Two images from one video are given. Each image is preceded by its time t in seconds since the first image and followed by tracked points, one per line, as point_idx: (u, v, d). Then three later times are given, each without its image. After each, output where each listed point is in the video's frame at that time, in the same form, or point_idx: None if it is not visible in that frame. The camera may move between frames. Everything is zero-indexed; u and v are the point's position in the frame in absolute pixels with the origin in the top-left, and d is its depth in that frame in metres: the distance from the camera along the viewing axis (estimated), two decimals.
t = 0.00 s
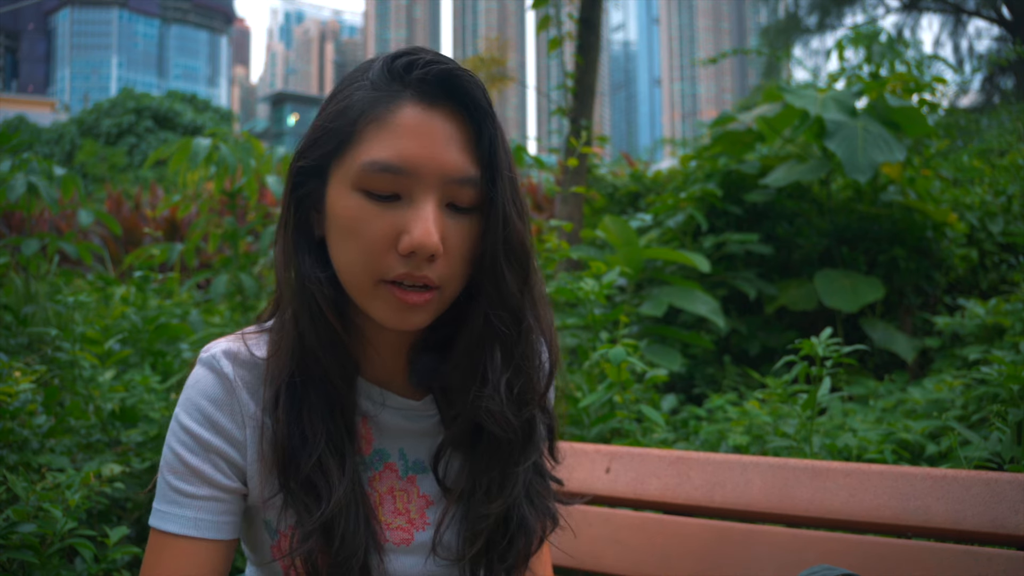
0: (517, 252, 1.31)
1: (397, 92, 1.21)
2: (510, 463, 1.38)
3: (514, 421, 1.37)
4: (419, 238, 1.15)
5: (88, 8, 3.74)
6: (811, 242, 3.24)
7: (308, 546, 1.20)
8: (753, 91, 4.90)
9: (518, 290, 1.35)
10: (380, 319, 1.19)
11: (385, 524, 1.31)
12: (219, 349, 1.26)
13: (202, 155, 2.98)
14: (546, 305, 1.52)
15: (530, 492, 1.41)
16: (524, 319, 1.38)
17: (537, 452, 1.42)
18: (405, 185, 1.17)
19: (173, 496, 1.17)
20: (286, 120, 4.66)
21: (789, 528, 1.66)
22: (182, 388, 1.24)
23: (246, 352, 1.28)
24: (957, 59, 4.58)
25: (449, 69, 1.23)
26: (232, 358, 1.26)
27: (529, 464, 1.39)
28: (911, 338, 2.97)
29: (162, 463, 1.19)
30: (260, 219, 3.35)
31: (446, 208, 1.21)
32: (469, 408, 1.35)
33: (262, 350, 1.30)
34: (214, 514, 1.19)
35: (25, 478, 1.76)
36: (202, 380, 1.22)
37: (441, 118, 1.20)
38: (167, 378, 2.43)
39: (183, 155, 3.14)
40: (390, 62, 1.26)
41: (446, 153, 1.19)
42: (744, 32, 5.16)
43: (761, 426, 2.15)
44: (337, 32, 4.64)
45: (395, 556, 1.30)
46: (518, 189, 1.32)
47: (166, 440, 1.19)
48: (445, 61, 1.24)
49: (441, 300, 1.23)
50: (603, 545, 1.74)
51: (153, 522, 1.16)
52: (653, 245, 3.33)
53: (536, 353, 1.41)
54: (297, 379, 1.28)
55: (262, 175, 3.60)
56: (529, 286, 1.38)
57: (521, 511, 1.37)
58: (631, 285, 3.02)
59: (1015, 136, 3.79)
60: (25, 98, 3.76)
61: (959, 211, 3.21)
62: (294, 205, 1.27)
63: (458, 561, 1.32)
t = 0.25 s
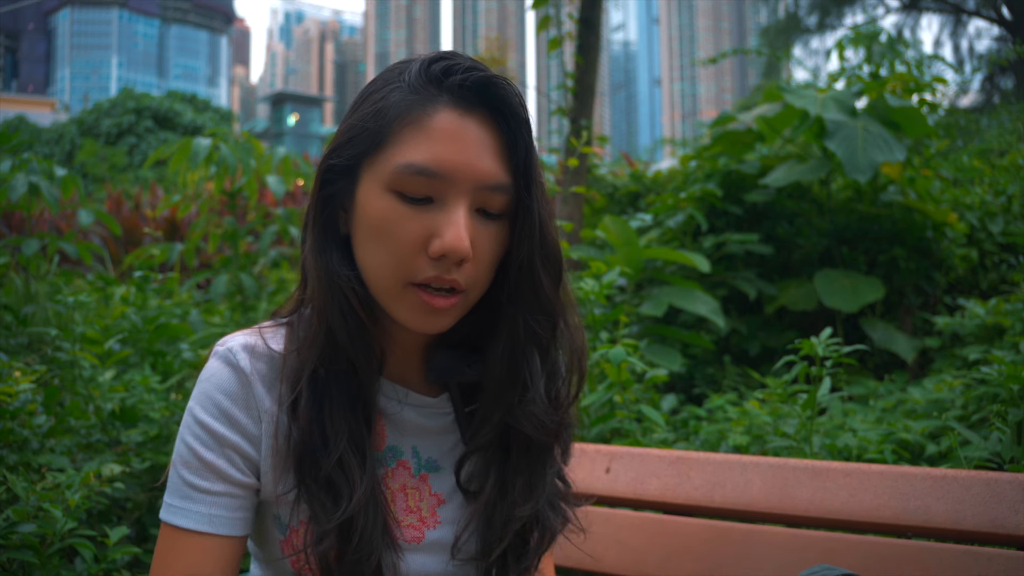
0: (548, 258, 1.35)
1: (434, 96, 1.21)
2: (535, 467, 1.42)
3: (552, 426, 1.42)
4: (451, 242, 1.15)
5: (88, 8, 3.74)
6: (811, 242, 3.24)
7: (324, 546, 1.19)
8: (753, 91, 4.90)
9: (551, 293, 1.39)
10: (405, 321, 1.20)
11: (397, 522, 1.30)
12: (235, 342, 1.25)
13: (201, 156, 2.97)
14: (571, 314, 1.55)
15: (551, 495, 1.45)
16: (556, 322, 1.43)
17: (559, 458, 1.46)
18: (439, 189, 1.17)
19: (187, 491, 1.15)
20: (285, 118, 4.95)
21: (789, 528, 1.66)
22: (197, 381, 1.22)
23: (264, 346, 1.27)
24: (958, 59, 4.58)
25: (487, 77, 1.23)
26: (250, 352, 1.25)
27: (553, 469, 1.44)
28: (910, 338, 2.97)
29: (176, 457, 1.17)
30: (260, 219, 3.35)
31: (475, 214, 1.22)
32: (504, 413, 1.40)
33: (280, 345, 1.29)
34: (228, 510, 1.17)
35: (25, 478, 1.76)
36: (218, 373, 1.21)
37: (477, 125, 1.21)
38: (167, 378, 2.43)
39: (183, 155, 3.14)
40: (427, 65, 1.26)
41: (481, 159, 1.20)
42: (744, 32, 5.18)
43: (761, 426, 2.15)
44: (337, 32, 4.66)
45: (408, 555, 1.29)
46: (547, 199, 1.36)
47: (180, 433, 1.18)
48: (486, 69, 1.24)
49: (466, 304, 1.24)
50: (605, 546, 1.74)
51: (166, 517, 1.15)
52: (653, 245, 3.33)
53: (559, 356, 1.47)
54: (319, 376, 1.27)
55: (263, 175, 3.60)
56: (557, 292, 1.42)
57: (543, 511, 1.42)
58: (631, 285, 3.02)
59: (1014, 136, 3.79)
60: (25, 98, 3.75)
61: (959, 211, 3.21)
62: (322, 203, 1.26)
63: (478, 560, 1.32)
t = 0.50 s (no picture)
0: (559, 257, 1.36)
1: (444, 97, 1.21)
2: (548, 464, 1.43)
3: (564, 423, 1.43)
4: (461, 242, 1.15)
5: (88, 8, 3.75)
6: (811, 242, 3.24)
7: (332, 546, 1.19)
8: (753, 91, 4.90)
9: (561, 291, 1.40)
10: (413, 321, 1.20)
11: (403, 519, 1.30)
12: (240, 340, 1.23)
13: (201, 156, 2.97)
14: (580, 310, 1.55)
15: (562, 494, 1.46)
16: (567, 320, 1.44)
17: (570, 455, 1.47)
18: (450, 189, 1.17)
19: (197, 493, 1.15)
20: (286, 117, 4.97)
21: (789, 528, 1.66)
22: (202, 380, 1.20)
23: (270, 343, 1.25)
24: (958, 59, 4.58)
25: (498, 77, 1.23)
26: (255, 350, 1.23)
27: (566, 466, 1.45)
28: (910, 339, 2.97)
29: (183, 458, 1.16)
30: (259, 219, 3.35)
31: (484, 213, 1.22)
32: (519, 412, 1.41)
33: (285, 342, 1.27)
34: (238, 510, 1.17)
35: (25, 478, 1.76)
36: (223, 373, 1.19)
37: (488, 126, 1.21)
38: (167, 379, 2.43)
39: (183, 155, 3.14)
40: (438, 65, 1.25)
41: (491, 159, 1.20)
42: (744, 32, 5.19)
43: (761, 426, 2.15)
44: (336, 32, 4.68)
45: (415, 554, 1.29)
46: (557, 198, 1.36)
47: (187, 434, 1.16)
48: (496, 70, 1.24)
49: (473, 303, 1.24)
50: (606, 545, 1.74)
51: (176, 519, 1.15)
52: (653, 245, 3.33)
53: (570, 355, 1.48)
54: (328, 374, 1.25)
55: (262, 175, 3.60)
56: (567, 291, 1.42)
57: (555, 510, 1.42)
58: (631, 285, 3.02)
59: (1014, 137, 3.79)
60: (25, 99, 3.74)
61: (959, 211, 3.21)
62: (329, 202, 1.24)
63: (491, 557, 1.33)
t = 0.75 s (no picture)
0: (558, 261, 1.36)
1: (449, 99, 1.21)
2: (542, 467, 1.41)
3: (555, 427, 1.40)
4: (466, 246, 1.15)
5: (88, 8, 3.75)
6: (811, 242, 3.24)
7: (327, 545, 1.18)
8: (753, 91, 4.90)
9: (558, 296, 1.40)
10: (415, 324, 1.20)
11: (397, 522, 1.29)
12: (243, 340, 1.23)
13: (201, 155, 2.97)
14: (578, 314, 1.54)
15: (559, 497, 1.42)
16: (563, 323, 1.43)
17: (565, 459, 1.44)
18: (454, 192, 1.17)
19: (202, 491, 1.15)
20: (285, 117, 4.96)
21: (789, 528, 1.66)
22: (205, 380, 1.21)
23: (272, 343, 1.26)
24: (958, 59, 4.58)
25: (502, 80, 1.23)
26: (259, 350, 1.23)
27: (560, 470, 1.42)
28: (911, 338, 2.97)
29: (188, 457, 1.16)
30: (259, 219, 3.35)
31: (488, 217, 1.22)
32: (508, 414, 1.39)
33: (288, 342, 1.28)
34: (242, 509, 1.17)
35: (25, 478, 1.77)
36: (225, 372, 1.19)
37: (492, 129, 1.21)
38: (167, 378, 2.43)
39: (183, 155, 3.13)
40: (442, 68, 1.25)
41: (495, 163, 1.20)
42: (743, 33, 5.19)
43: (761, 426, 2.15)
44: (337, 32, 4.68)
45: (410, 557, 1.28)
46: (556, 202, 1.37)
47: (191, 434, 1.17)
48: (501, 73, 1.24)
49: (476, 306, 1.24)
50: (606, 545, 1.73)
51: (182, 518, 1.15)
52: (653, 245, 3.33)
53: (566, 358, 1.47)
54: (328, 375, 1.26)
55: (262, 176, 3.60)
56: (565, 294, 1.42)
57: (550, 514, 1.37)
58: (631, 285, 3.02)
59: (1015, 137, 3.79)
60: (25, 99, 3.74)
61: (959, 211, 3.21)
62: (332, 203, 1.24)
63: (481, 563, 1.32)
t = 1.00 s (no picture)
0: (559, 253, 1.27)
1: (443, 89, 1.16)
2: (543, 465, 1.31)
3: (557, 419, 1.30)
4: (462, 230, 1.09)
5: (88, 8, 3.75)
6: (811, 242, 3.24)
7: (319, 548, 1.13)
8: (753, 91, 4.90)
9: (561, 288, 1.30)
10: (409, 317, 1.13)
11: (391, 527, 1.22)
12: (241, 339, 1.20)
13: (201, 156, 2.97)
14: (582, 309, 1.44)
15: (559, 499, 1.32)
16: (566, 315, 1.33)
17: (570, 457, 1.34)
18: (450, 178, 1.12)
19: (201, 491, 1.12)
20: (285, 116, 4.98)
21: (789, 528, 1.66)
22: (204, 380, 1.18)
23: (270, 341, 1.22)
24: (958, 59, 4.58)
25: (496, 68, 1.18)
26: (257, 349, 1.20)
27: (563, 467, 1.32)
28: (910, 338, 2.97)
29: (187, 458, 1.14)
30: (259, 219, 3.35)
31: (485, 204, 1.16)
32: (514, 406, 1.29)
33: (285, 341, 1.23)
34: (242, 509, 1.14)
35: (25, 478, 1.76)
36: (223, 371, 1.16)
37: (488, 117, 1.16)
38: (167, 378, 2.43)
39: (183, 155, 3.14)
40: (437, 58, 1.21)
41: (492, 150, 1.14)
42: (744, 32, 5.19)
43: (761, 426, 2.15)
44: (336, 31, 4.68)
45: (404, 561, 1.21)
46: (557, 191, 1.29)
47: (190, 433, 1.14)
48: (497, 62, 1.19)
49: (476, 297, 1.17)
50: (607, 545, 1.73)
51: (183, 517, 1.12)
52: (653, 245, 3.33)
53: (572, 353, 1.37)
54: (322, 374, 1.20)
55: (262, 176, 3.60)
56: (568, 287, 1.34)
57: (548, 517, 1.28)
58: (631, 285, 3.02)
59: (1014, 137, 3.79)
60: (25, 99, 3.74)
61: (959, 211, 3.21)
62: (329, 197, 1.19)
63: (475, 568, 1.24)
